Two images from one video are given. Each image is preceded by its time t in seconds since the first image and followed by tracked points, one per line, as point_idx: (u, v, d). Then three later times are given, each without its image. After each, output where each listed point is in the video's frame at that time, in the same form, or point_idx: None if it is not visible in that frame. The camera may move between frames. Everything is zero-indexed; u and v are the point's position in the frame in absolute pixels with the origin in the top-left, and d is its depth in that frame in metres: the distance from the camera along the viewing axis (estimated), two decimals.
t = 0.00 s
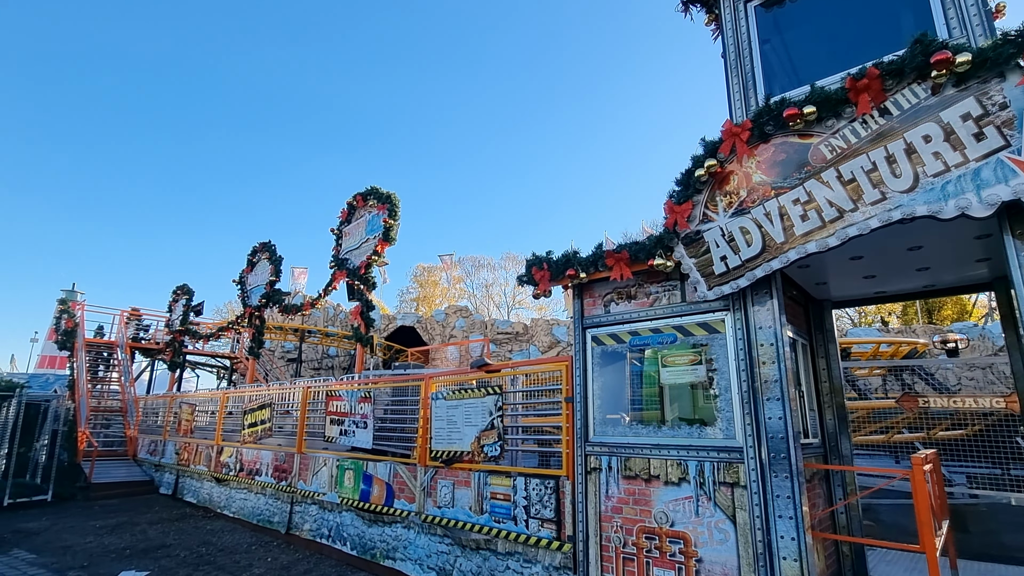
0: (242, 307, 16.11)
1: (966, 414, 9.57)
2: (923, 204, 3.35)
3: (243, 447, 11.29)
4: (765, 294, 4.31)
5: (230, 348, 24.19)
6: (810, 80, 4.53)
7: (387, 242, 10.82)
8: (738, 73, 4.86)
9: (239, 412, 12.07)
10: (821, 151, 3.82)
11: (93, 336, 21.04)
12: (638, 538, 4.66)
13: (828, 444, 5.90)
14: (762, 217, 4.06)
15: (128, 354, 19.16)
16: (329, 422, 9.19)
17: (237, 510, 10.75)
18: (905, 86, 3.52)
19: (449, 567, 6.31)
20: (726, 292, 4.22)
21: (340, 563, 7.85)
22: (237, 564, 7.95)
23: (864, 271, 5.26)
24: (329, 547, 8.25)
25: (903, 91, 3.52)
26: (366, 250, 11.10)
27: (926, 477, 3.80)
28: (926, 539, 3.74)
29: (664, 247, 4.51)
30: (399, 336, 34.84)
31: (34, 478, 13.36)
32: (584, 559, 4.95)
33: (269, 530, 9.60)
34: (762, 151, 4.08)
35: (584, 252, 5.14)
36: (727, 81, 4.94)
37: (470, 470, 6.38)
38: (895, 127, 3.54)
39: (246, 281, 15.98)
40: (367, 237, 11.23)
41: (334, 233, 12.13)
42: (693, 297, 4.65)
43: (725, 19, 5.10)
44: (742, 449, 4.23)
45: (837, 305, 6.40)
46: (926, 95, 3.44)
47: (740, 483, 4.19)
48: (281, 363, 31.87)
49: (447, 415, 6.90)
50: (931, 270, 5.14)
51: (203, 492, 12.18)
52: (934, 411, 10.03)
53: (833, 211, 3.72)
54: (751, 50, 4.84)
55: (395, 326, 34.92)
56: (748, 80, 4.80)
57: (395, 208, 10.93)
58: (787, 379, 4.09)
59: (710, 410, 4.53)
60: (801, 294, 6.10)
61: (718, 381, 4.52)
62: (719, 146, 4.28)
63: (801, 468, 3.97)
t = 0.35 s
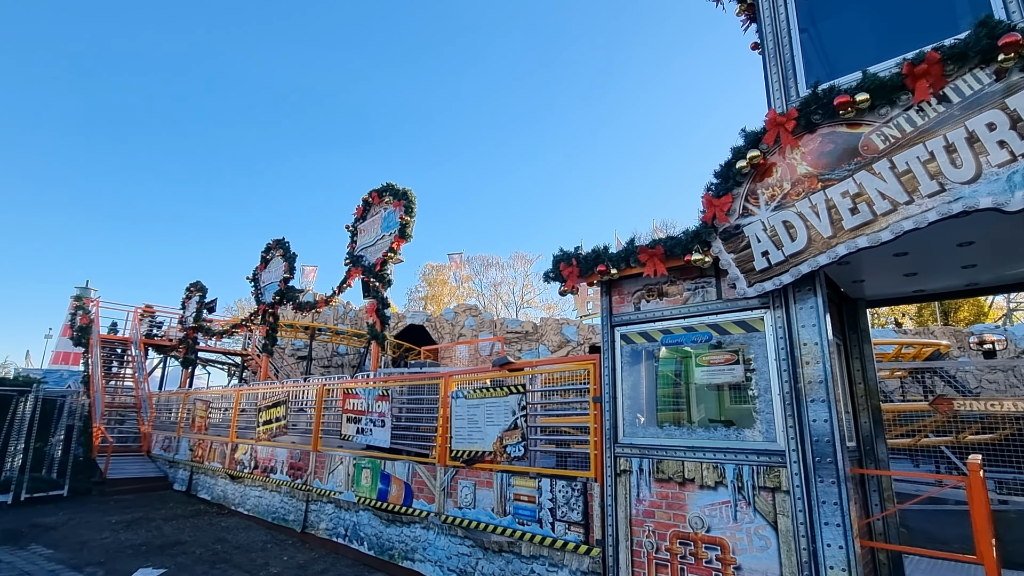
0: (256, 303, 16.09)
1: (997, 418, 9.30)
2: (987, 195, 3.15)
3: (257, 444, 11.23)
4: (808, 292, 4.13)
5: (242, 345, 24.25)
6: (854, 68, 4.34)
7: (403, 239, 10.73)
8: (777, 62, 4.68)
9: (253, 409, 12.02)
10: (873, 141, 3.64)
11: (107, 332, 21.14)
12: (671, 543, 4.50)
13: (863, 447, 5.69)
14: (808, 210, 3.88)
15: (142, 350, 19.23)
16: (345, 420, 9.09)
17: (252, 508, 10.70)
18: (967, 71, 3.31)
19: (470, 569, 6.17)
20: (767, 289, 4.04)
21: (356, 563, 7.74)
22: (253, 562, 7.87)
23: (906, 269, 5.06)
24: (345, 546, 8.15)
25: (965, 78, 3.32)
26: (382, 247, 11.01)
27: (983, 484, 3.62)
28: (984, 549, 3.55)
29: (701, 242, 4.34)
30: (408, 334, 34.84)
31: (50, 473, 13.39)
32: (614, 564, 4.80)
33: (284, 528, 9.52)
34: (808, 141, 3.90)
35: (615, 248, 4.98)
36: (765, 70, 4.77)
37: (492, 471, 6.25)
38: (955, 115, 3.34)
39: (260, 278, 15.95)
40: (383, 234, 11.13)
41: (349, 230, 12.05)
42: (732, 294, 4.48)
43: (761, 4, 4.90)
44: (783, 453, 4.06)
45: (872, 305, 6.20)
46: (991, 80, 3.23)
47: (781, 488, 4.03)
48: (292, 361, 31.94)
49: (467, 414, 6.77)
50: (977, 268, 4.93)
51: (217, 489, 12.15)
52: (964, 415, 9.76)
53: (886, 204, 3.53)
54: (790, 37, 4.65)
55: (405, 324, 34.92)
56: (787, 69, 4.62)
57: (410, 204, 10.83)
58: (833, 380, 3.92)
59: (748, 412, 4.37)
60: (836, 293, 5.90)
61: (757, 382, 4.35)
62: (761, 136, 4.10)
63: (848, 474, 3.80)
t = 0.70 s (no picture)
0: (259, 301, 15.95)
1: (1013, 418, 9.17)
2: None
3: (262, 443, 11.09)
4: (841, 289, 4.00)
5: (243, 343, 24.10)
6: (889, 58, 4.20)
7: (410, 236, 10.58)
8: (807, 52, 4.55)
9: (257, 407, 11.87)
10: (915, 132, 3.49)
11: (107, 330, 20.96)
12: (697, 548, 4.38)
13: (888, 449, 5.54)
14: (844, 204, 3.74)
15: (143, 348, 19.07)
16: (353, 419, 8.95)
17: (257, 507, 10.56)
18: (1018, 58, 3.15)
19: (484, 572, 6.04)
20: (800, 286, 3.91)
21: (365, 564, 7.61)
22: (260, 564, 7.74)
23: (937, 265, 4.91)
24: (353, 547, 8.03)
25: (1016, 64, 3.15)
26: (388, 243, 10.86)
27: None
28: None
29: (731, 237, 4.19)
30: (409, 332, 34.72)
31: (52, 472, 13.25)
32: (636, 569, 4.67)
33: (290, 528, 9.39)
34: (846, 132, 3.76)
35: (637, 243, 4.84)
36: (794, 62, 4.65)
37: (507, 471, 6.12)
38: (1005, 105, 3.19)
39: (263, 275, 15.80)
40: (389, 230, 10.98)
41: (355, 227, 11.88)
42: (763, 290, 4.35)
43: None
44: (816, 455, 3.93)
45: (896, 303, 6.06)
46: None
47: (815, 492, 3.90)
48: (292, 359, 31.80)
49: (480, 413, 6.63)
50: (1011, 264, 4.78)
51: (221, 488, 12.02)
52: (978, 415, 9.64)
53: (929, 196, 3.38)
54: (820, 26, 4.52)
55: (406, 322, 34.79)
56: (817, 59, 4.49)
57: (418, 200, 10.68)
58: (869, 381, 3.78)
59: (778, 412, 4.24)
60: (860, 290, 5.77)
61: (787, 381, 4.22)
62: (795, 127, 3.95)
63: (886, 477, 3.66)
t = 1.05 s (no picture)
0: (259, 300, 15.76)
1: None
2: None
3: (264, 443, 10.90)
4: (875, 281, 3.83)
5: (242, 343, 23.89)
6: (922, 40, 4.04)
7: (415, 232, 10.41)
8: (835, 36, 4.39)
9: (259, 407, 11.68)
10: (958, 115, 3.31)
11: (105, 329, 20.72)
12: (723, 551, 4.21)
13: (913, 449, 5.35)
14: (881, 192, 3.58)
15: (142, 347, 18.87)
16: (357, 419, 8.77)
17: (259, 509, 10.38)
18: None
19: None
20: (833, 278, 3.75)
21: (371, 567, 7.43)
22: (264, 567, 7.56)
23: (967, 258, 4.76)
24: (359, 550, 7.85)
25: None
26: (392, 240, 10.68)
27: None
28: None
29: (759, 227, 4.03)
30: (409, 332, 34.55)
31: (50, 474, 13.04)
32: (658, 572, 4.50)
33: (293, 530, 9.20)
34: (882, 117, 3.59)
35: (658, 236, 4.67)
36: (822, 46, 4.49)
37: (519, 472, 5.95)
38: None
39: (264, 274, 15.61)
40: (393, 227, 10.81)
41: (358, 224, 11.70)
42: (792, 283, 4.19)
43: None
44: (850, 455, 3.77)
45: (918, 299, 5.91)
46: None
47: (849, 492, 3.74)
48: (292, 359, 31.61)
49: (491, 413, 6.46)
50: None
51: (222, 489, 11.83)
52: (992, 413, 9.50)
53: (974, 183, 3.20)
54: (849, 9, 4.36)
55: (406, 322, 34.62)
56: (846, 43, 4.33)
57: (422, 196, 10.50)
58: (907, 376, 3.61)
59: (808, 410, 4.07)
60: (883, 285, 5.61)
61: (817, 378, 4.06)
62: (828, 113, 3.79)
63: (926, 478, 3.50)
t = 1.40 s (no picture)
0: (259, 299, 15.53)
1: None
2: None
3: (265, 445, 10.68)
4: (914, 278, 3.67)
5: (240, 343, 23.64)
6: (961, 28, 3.88)
7: (420, 230, 10.21)
8: (868, 25, 4.23)
9: (260, 408, 11.46)
10: (1008, 102, 3.13)
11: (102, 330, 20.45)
12: (752, 560, 4.04)
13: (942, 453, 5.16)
14: (923, 185, 3.40)
15: (139, 348, 18.63)
16: (362, 421, 8.57)
17: (261, 512, 10.18)
18: None
19: None
20: (871, 275, 3.57)
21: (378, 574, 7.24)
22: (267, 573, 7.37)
23: (1001, 255, 4.60)
24: (365, 555, 7.66)
25: None
26: (397, 238, 10.49)
27: None
28: None
29: (791, 221, 3.86)
30: (409, 332, 34.36)
31: (46, 477, 12.80)
32: None
33: (296, 535, 9.01)
34: (925, 107, 3.43)
35: (682, 231, 4.50)
36: (853, 35, 4.33)
37: (533, 476, 5.77)
38: None
39: (264, 273, 15.39)
40: (397, 225, 10.61)
41: (361, 222, 11.51)
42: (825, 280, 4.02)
43: None
44: (889, 460, 3.60)
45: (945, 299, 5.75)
46: None
47: (888, 499, 3.58)
48: (290, 360, 31.38)
49: (502, 415, 6.27)
50: None
51: (222, 492, 11.62)
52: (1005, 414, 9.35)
53: None
54: None
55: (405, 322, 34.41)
56: (879, 32, 4.17)
57: (427, 193, 10.30)
58: (950, 378, 3.44)
59: (842, 412, 3.90)
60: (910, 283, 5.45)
61: (852, 379, 3.89)
62: (867, 102, 3.62)
63: (972, 484, 3.33)
